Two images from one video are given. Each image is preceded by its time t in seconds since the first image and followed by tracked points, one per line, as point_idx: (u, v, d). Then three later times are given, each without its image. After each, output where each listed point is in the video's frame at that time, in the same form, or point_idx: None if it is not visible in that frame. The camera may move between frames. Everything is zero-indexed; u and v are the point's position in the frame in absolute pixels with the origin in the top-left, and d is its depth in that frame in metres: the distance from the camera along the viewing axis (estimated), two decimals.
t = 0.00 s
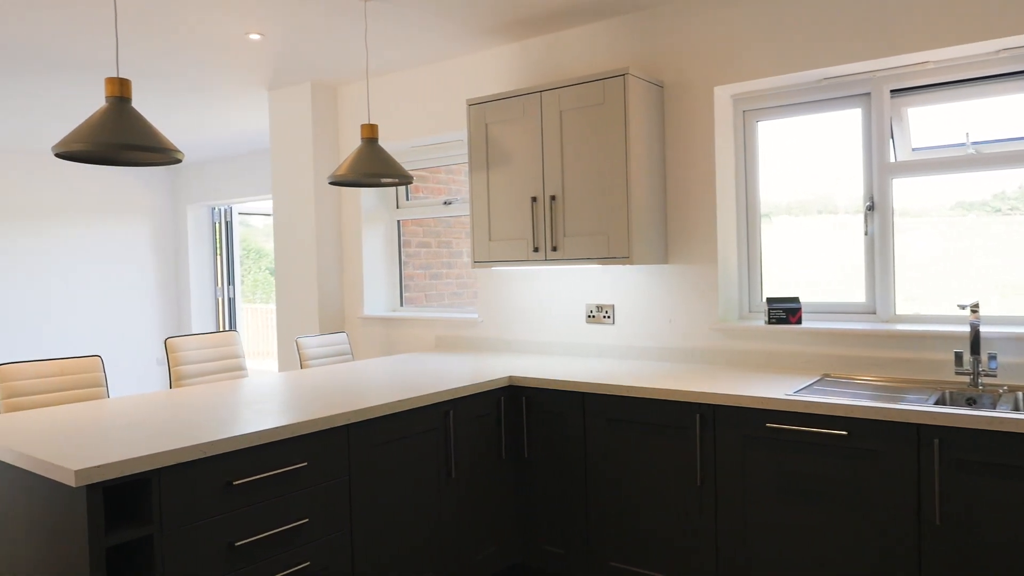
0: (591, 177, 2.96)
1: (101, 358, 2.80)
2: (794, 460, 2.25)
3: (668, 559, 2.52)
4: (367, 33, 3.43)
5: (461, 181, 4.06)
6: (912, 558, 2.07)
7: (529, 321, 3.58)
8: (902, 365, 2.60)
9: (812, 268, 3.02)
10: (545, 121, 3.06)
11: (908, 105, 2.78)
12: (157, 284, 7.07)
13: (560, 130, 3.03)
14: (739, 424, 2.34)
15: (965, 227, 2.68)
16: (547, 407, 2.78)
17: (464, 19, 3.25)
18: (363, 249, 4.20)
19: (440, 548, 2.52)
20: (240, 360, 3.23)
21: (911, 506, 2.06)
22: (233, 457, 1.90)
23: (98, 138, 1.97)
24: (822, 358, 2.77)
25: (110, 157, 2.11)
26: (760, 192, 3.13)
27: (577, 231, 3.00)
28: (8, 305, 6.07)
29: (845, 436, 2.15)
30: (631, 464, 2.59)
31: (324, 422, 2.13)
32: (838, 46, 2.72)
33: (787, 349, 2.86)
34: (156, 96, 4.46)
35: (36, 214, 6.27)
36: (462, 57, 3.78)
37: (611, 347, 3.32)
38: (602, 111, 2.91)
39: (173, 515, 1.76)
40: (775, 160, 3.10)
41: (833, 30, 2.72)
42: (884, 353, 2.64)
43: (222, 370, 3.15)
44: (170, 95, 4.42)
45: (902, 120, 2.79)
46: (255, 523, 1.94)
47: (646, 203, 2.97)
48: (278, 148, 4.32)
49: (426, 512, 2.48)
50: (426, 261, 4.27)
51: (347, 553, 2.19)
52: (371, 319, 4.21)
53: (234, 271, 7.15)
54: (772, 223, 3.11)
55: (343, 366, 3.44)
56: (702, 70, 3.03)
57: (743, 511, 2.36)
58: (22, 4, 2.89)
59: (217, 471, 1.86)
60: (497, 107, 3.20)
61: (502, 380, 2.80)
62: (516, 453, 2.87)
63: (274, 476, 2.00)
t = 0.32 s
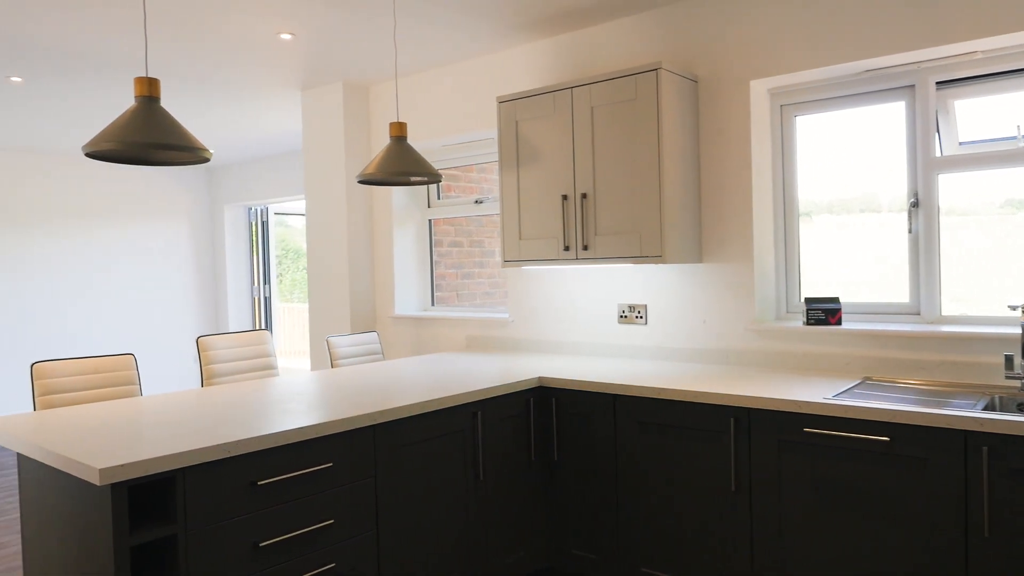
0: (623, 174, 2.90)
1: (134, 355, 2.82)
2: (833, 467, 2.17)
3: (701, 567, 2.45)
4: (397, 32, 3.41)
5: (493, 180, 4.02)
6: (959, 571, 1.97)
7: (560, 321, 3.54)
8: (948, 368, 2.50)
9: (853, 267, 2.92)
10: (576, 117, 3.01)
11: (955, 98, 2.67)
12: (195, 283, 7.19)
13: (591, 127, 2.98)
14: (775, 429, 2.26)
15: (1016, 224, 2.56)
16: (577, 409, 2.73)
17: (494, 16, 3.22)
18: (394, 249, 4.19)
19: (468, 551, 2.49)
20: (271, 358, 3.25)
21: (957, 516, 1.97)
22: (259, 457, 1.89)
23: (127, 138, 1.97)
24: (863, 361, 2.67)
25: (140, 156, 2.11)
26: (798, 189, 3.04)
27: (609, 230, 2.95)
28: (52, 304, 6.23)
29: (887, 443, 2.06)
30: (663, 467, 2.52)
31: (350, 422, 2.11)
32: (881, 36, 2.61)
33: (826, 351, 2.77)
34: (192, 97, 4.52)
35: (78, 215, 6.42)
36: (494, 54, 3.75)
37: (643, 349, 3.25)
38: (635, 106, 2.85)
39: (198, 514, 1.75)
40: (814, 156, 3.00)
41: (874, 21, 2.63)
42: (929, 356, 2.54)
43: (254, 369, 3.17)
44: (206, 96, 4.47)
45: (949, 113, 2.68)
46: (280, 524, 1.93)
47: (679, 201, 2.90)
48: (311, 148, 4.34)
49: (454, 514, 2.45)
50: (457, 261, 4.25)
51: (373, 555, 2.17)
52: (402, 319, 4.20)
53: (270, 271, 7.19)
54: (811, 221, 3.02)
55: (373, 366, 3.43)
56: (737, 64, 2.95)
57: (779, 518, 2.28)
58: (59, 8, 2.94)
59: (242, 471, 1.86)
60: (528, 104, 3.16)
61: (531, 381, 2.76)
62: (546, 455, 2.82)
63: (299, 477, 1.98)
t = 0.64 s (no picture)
0: (657, 172, 2.83)
1: (167, 354, 2.85)
2: (875, 474, 2.08)
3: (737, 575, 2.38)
4: (429, 30, 3.39)
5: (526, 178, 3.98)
6: None
7: (593, 321, 3.48)
8: (1000, 372, 2.38)
9: (897, 266, 2.81)
10: (609, 114, 2.95)
11: (1008, 88, 2.55)
12: (233, 282, 7.28)
13: (624, 123, 2.91)
14: (814, 434, 2.18)
15: None
16: (609, 411, 2.67)
17: (526, 12, 3.18)
18: (426, 248, 4.18)
19: (496, 555, 2.45)
20: (302, 358, 3.25)
21: (1010, 528, 1.87)
22: (285, 458, 1.88)
23: (156, 136, 1.97)
24: (908, 363, 2.57)
25: (170, 155, 2.11)
26: (840, 185, 2.94)
27: (642, 228, 2.88)
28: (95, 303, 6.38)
29: (934, 450, 1.97)
30: (698, 472, 2.45)
31: (377, 423, 2.09)
32: (929, 25, 2.50)
33: (868, 353, 2.67)
34: (228, 98, 4.57)
35: (119, 216, 6.55)
36: (526, 51, 3.70)
37: (677, 350, 3.18)
38: (669, 101, 2.78)
39: (223, 515, 1.75)
40: (857, 151, 2.90)
41: (921, 9, 2.52)
42: (979, 360, 2.43)
43: (285, 368, 3.18)
44: (241, 97, 4.51)
45: (1001, 105, 2.56)
46: (306, 525, 1.91)
47: (715, 198, 2.82)
48: (344, 147, 4.35)
49: (483, 517, 2.41)
50: (489, 260, 4.21)
51: (400, 558, 2.14)
52: (434, 318, 4.18)
53: (305, 271, 7.25)
54: (853, 219, 2.91)
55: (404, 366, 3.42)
56: (776, 57, 2.86)
57: (819, 527, 2.19)
58: (96, 11, 2.97)
59: (269, 472, 1.84)
60: (560, 100, 3.11)
61: (562, 382, 2.72)
62: (577, 457, 2.77)
63: (325, 477, 1.96)
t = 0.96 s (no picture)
0: (693, 169, 2.76)
1: (199, 354, 2.86)
2: (922, 484, 1.98)
3: None
4: (461, 28, 3.36)
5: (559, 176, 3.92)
6: None
7: (627, 322, 3.41)
8: None
9: (946, 266, 2.69)
10: (644, 110, 2.89)
11: None
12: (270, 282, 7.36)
13: (659, 119, 2.84)
14: (857, 441, 2.09)
15: None
16: (642, 414, 2.61)
17: (559, 8, 3.12)
18: (458, 247, 4.15)
19: (526, 559, 2.41)
20: (333, 357, 3.25)
21: None
22: (312, 459, 1.86)
23: (184, 135, 1.96)
24: (957, 368, 2.45)
25: (199, 154, 2.11)
26: (885, 181, 2.82)
27: (677, 226, 2.81)
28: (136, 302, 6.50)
29: (986, 460, 1.87)
30: (735, 478, 2.38)
31: (405, 424, 2.06)
32: (981, 13, 2.38)
33: (915, 356, 2.56)
34: (264, 99, 4.61)
35: (158, 217, 6.66)
36: (561, 46, 3.64)
37: (714, 351, 3.10)
38: (706, 96, 2.70)
39: (248, 517, 1.73)
40: (903, 146, 2.78)
41: None
42: None
43: (316, 368, 3.18)
44: (276, 98, 4.54)
45: None
46: (332, 528, 1.89)
47: (753, 195, 2.74)
48: (377, 146, 4.35)
49: (513, 521, 2.37)
50: (523, 259, 4.16)
51: (428, 562, 2.11)
52: (467, 318, 4.16)
53: (341, 270, 7.30)
54: (899, 217, 2.80)
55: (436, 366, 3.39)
56: (818, 49, 2.76)
57: (862, 539, 2.10)
58: (132, 13, 3.01)
59: (295, 474, 1.82)
60: (594, 97, 3.05)
61: (594, 384, 2.66)
62: (610, 461, 2.72)
63: (352, 480, 1.94)
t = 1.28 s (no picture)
0: (732, 166, 2.67)
1: (233, 355, 2.87)
2: (975, 498, 1.88)
3: None
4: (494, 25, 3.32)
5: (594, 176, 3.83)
6: None
7: (664, 324, 3.34)
8: None
9: (1001, 266, 2.56)
10: (681, 105, 2.81)
11: None
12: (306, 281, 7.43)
13: (697, 115, 2.77)
14: (905, 450, 1.99)
15: None
16: (678, 419, 2.54)
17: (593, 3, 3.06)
18: (492, 247, 4.11)
19: (559, 567, 2.35)
20: (366, 358, 3.23)
21: None
22: (339, 463, 1.83)
23: (213, 136, 1.95)
24: (1014, 374, 2.33)
25: (229, 155, 2.10)
26: (935, 178, 2.70)
27: (715, 226, 2.73)
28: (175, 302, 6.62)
29: None
30: (775, 487, 2.29)
31: (433, 428, 2.02)
32: None
33: (967, 361, 2.43)
34: (300, 100, 4.63)
35: (199, 219, 6.78)
36: (597, 43, 3.57)
37: (754, 355, 3.01)
38: (746, 90, 2.61)
39: (276, 521, 1.71)
40: (955, 141, 2.65)
41: None
42: None
43: (350, 369, 3.17)
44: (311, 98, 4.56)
45: None
46: (359, 534, 1.86)
47: (795, 193, 2.64)
48: (412, 146, 4.33)
49: (545, 527, 2.32)
50: (557, 259, 4.09)
51: (457, 568, 2.07)
52: (500, 319, 4.12)
53: (377, 270, 7.32)
54: (950, 215, 2.67)
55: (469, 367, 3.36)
56: (864, 40, 2.65)
57: (910, 553, 2.00)
58: (167, 16, 3.03)
59: (322, 478, 1.80)
60: (629, 93, 2.98)
61: (629, 388, 2.60)
62: (646, 467, 2.65)
63: (381, 484, 1.91)
